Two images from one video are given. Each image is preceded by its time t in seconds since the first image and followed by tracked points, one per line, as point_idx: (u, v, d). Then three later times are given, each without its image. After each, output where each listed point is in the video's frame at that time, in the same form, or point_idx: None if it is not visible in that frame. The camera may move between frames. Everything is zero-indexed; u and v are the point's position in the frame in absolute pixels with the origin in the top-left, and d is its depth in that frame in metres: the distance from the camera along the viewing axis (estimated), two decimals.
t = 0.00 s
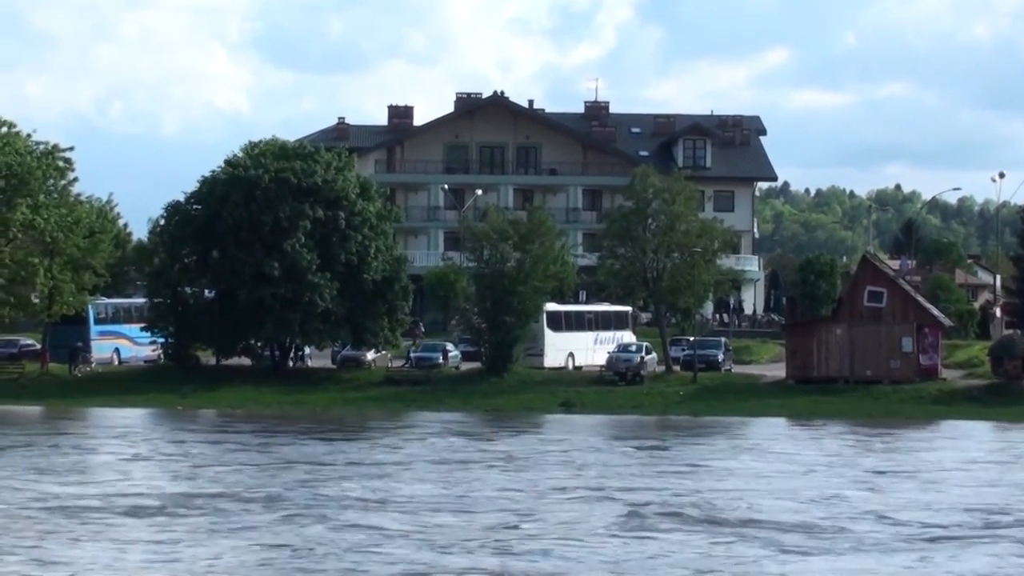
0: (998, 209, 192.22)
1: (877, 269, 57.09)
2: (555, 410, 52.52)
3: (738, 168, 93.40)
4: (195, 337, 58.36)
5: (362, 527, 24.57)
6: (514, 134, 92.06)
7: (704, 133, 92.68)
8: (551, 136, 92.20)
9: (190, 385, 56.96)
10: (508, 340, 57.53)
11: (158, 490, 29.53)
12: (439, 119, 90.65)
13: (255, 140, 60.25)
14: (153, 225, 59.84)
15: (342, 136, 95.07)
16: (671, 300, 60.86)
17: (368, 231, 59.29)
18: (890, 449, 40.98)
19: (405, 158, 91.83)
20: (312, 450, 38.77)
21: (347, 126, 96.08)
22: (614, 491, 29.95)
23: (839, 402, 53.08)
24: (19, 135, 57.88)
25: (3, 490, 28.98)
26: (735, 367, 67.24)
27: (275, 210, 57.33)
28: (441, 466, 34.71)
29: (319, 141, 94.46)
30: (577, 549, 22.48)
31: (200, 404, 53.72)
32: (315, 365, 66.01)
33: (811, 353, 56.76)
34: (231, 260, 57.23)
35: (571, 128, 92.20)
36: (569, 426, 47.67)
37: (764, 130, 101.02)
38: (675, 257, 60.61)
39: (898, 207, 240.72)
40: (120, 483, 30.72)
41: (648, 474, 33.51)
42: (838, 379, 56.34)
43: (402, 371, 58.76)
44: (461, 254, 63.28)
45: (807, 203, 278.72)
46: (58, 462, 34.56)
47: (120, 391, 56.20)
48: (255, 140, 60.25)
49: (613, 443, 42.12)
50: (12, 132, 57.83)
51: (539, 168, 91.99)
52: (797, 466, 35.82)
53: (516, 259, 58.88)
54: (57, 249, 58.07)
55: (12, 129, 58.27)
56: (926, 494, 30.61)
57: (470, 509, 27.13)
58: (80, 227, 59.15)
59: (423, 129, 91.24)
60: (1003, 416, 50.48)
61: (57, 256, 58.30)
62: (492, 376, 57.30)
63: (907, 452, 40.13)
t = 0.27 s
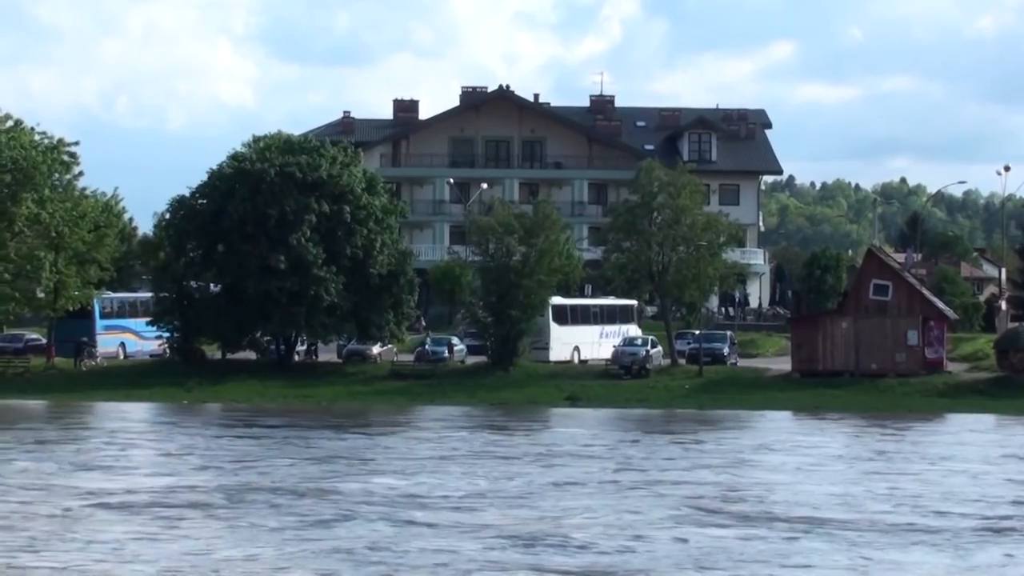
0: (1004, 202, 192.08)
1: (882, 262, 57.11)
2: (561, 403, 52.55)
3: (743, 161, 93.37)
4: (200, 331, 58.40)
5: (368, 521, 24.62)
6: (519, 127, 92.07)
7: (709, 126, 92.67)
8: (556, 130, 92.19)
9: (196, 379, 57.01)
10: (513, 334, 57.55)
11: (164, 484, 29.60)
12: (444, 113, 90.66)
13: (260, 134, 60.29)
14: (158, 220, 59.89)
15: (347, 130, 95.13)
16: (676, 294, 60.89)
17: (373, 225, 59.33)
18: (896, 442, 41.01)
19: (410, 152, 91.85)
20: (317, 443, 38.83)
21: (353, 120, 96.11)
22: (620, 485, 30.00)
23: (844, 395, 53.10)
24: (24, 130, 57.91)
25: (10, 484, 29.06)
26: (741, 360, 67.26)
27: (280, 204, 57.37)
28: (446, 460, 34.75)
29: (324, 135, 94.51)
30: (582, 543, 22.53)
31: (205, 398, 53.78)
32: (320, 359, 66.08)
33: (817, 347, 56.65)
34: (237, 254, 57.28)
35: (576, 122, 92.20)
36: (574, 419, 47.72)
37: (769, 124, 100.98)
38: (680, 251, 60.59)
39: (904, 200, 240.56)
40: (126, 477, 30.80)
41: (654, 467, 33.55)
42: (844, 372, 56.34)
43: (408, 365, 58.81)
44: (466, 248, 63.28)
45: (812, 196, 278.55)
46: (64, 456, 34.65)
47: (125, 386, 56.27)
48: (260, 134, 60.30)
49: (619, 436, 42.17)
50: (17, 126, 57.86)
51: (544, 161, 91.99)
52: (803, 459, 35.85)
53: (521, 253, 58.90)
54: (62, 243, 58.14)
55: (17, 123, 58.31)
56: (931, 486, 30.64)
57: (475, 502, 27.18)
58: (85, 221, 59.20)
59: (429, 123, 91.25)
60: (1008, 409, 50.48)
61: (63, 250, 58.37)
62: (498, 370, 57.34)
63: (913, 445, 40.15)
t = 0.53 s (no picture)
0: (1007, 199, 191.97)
1: (886, 259, 57.22)
2: (564, 400, 52.60)
3: (747, 158, 93.39)
4: (204, 328, 58.44)
5: (372, 516, 24.72)
6: (523, 124, 92.09)
7: (712, 123, 92.71)
8: (560, 127, 92.20)
9: (199, 376, 57.05)
10: (517, 330, 57.56)
11: (168, 480, 29.70)
12: (447, 110, 90.69)
13: (264, 131, 60.35)
14: (162, 216, 59.96)
15: (351, 127, 95.18)
16: (680, 290, 60.93)
17: (377, 221, 59.34)
18: (899, 439, 41.05)
19: (414, 149, 91.89)
20: (321, 439, 38.91)
21: (356, 117, 96.16)
22: (623, 481, 30.08)
23: (847, 391, 53.14)
24: (28, 126, 57.96)
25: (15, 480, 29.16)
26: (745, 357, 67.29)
27: (284, 200, 57.41)
28: (450, 456, 34.84)
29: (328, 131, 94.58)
30: (585, 538, 22.62)
31: (209, 394, 53.84)
32: (324, 356, 66.13)
33: (820, 343, 56.68)
34: (240, 251, 57.33)
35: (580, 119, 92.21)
36: (578, 416, 47.79)
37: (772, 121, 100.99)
38: (684, 247, 60.60)
39: (907, 197, 240.43)
40: (131, 473, 30.89)
41: (656, 463, 33.63)
42: (847, 369, 56.33)
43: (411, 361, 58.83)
44: (469, 245, 63.33)
45: (815, 193, 278.51)
46: (70, 452, 34.75)
47: (129, 382, 56.33)
48: (264, 131, 60.35)
49: (622, 432, 42.24)
50: (20, 123, 57.91)
51: (547, 158, 92.01)
52: (806, 456, 35.92)
53: (525, 250, 58.92)
54: (66, 240, 58.19)
55: (20, 119, 58.35)
56: (934, 482, 30.71)
57: (478, 498, 27.26)
58: (89, 218, 59.26)
59: (432, 119, 91.28)
60: (1011, 405, 50.51)
61: (67, 246, 58.42)
62: (501, 366, 57.36)
63: (915, 442, 40.21)
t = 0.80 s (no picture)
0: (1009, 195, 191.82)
1: (887, 255, 57.13)
2: (566, 396, 52.56)
3: (748, 154, 93.31)
4: (206, 325, 58.45)
5: (372, 513, 24.72)
6: (524, 120, 92.04)
7: (714, 119, 92.64)
8: (561, 123, 92.16)
9: (201, 373, 57.08)
10: (518, 327, 57.55)
11: (170, 477, 29.67)
12: (449, 106, 90.64)
13: (265, 128, 60.34)
14: (163, 213, 59.96)
15: (352, 124, 95.16)
16: (681, 286, 60.91)
17: (378, 218, 59.33)
18: (900, 435, 41.00)
19: (415, 146, 91.88)
20: (322, 436, 38.89)
21: (357, 113, 96.11)
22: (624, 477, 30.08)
23: (849, 387, 53.11)
24: (28, 123, 57.91)
25: (16, 478, 29.16)
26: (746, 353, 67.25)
27: (285, 197, 57.40)
28: (451, 453, 34.81)
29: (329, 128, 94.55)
30: (585, 535, 22.61)
31: (211, 391, 53.84)
32: (326, 352, 66.12)
33: (822, 339, 56.64)
34: (242, 247, 57.33)
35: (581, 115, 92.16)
36: (580, 412, 47.77)
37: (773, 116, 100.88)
38: (685, 243, 60.57)
39: (909, 193, 240.38)
40: (131, 470, 30.88)
41: (657, 459, 33.61)
42: (848, 365, 56.29)
43: (413, 358, 58.82)
44: (471, 241, 63.28)
45: (817, 188, 278.41)
46: (70, 450, 34.74)
47: (130, 379, 56.34)
48: (265, 128, 60.34)
49: (624, 429, 42.20)
50: (21, 120, 57.86)
51: (548, 154, 91.97)
52: (807, 452, 35.90)
53: (526, 246, 58.92)
54: (68, 237, 58.17)
55: (21, 116, 58.31)
56: (934, 478, 30.69)
57: (479, 495, 27.26)
58: (91, 215, 59.23)
59: (433, 116, 91.24)
60: (1013, 401, 50.45)
61: (68, 243, 58.39)
62: (503, 363, 57.34)
63: (917, 438, 40.16)
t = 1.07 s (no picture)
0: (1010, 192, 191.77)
1: (889, 253, 57.13)
2: (568, 394, 52.59)
3: (749, 152, 93.28)
4: (208, 323, 58.47)
5: (374, 511, 24.76)
6: (525, 118, 92.06)
7: (715, 117, 92.64)
8: (562, 121, 92.16)
9: (203, 371, 57.12)
10: (520, 325, 57.58)
11: (171, 476, 29.71)
12: (450, 105, 90.65)
13: (266, 126, 60.34)
14: (164, 212, 59.97)
15: (353, 122, 95.18)
16: (683, 284, 60.92)
17: (380, 217, 59.36)
18: (902, 432, 41.02)
19: (417, 144, 91.90)
20: (324, 434, 38.92)
21: (359, 112, 96.13)
22: (626, 475, 30.11)
23: (850, 385, 53.15)
24: (29, 122, 57.91)
25: (18, 476, 29.20)
26: (748, 351, 67.27)
27: (287, 196, 57.41)
28: (453, 451, 34.84)
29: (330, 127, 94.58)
30: (586, 533, 22.65)
31: (212, 390, 53.88)
32: (328, 351, 66.14)
33: (823, 337, 56.69)
34: (243, 246, 57.35)
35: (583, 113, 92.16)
36: (581, 410, 47.79)
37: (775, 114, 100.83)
38: (687, 241, 60.57)
39: (910, 191, 240.37)
40: (133, 469, 30.91)
41: (659, 457, 33.64)
42: (850, 363, 56.31)
43: (415, 356, 58.85)
44: (473, 239, 63.28)
45: (818, 187, 278.37)
46: (72, 449, 34.76)
47: (132, 378, 56.36)
48: (266, 126, 60.34)
49: (626, 427, 42.23)
50: (22, 119, 57.87)
51: (550, 153, 91.99)
52: (809, 449, 35.91)
53: (528, 244, 58.94)
54: (69, 236, 58.18)
55: (22, 115, 58.32)
56: (936, 476, 30.72)
57: (481, 493, 27.30)
58: (92, 214, 59.25)
59: (435, 114, 91.26)
60: (1014, 399, 50.45)
61: (69, 242, 58.41)
62: (505, 361, 57.37)
63: (919, 435, 40.18)
